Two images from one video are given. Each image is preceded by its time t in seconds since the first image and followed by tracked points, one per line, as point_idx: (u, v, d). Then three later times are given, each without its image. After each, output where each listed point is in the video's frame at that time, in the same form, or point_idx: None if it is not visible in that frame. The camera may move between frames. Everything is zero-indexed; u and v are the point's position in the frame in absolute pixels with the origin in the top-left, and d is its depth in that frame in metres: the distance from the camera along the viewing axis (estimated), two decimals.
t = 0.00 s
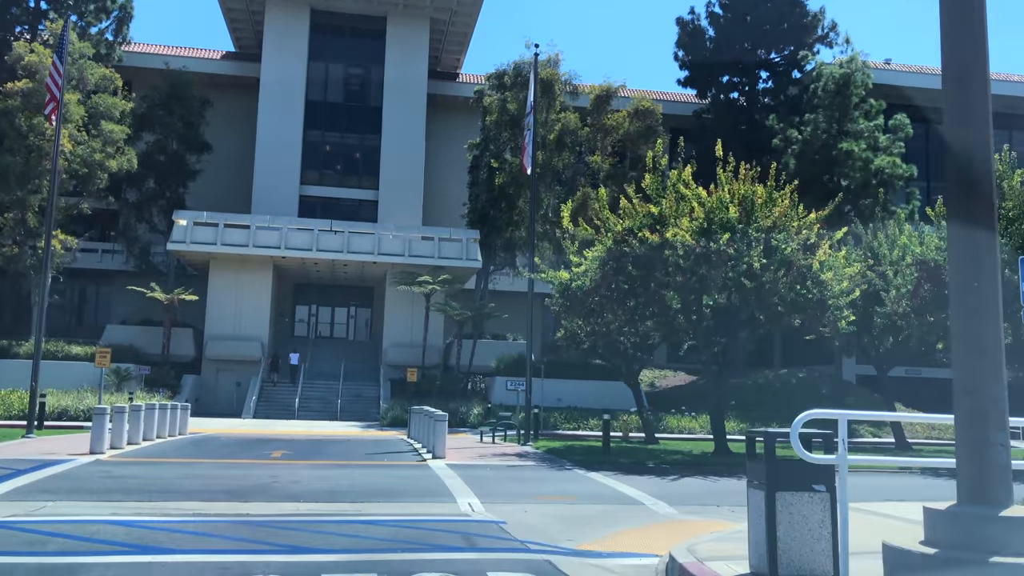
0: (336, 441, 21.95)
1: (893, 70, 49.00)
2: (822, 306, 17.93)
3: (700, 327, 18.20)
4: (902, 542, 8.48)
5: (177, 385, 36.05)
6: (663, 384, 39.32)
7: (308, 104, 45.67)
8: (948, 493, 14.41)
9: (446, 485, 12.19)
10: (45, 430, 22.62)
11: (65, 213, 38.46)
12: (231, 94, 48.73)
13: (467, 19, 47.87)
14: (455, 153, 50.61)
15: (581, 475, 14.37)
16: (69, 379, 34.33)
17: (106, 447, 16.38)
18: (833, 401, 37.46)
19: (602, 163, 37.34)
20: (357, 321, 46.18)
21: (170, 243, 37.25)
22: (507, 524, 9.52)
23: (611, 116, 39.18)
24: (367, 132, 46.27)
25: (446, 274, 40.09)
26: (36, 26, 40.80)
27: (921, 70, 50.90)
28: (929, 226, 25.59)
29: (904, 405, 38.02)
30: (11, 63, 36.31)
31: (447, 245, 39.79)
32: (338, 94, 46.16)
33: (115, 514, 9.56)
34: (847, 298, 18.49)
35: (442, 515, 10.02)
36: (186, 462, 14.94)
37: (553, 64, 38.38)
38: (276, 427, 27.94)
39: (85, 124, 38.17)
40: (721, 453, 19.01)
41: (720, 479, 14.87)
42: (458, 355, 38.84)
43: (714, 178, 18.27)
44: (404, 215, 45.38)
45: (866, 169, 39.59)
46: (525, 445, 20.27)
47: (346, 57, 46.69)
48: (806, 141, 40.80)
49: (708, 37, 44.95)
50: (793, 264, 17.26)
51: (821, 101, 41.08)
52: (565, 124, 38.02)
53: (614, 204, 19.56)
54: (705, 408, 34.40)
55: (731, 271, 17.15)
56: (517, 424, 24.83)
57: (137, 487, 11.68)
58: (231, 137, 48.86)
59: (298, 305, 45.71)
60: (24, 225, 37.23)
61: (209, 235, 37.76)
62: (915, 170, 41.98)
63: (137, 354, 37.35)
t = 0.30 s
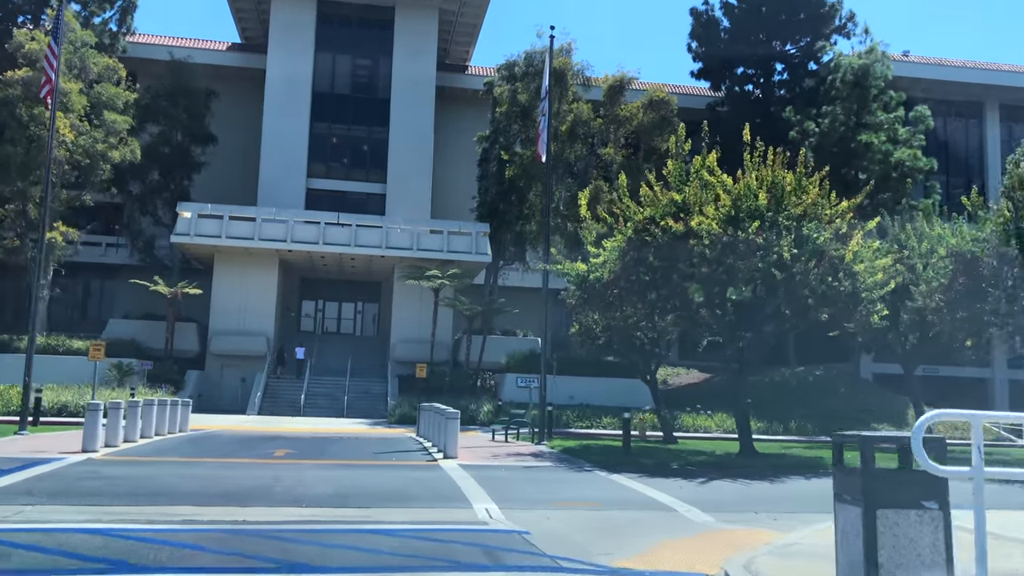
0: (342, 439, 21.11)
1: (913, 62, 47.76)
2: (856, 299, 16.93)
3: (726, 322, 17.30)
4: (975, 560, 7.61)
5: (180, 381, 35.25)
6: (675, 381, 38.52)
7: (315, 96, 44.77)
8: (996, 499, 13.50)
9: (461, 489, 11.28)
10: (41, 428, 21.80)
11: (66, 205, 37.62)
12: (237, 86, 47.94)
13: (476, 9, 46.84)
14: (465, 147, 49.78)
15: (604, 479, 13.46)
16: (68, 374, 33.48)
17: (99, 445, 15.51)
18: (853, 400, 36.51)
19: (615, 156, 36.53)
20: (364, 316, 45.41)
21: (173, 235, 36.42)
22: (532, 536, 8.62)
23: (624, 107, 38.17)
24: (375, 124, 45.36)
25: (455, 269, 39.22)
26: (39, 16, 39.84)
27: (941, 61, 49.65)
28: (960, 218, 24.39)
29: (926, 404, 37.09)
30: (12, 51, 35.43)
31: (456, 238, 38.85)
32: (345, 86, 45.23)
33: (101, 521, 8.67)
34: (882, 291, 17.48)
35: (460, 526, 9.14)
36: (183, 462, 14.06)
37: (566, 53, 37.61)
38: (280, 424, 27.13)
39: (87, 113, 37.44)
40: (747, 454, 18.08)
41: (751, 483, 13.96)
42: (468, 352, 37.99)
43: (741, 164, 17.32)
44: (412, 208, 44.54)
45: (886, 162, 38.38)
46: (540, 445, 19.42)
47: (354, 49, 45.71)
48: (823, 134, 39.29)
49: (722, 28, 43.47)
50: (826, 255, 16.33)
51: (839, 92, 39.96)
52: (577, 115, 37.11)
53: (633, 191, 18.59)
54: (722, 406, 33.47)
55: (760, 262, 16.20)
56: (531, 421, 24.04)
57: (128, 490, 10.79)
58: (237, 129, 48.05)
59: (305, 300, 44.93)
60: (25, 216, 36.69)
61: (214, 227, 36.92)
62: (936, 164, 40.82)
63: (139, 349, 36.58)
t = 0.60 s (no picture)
0: (349, 438, 20.31)
1: (931, 53, 46.60)
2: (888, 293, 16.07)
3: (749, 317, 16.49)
4: None
5: (183, 378, 34.54)
6: (688, 379, 37.69)
7: (322, 88, 43.90)
8: None
9: (475, 494, 10.42)
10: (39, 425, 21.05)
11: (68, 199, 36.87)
12: (243, 79, 47.18)
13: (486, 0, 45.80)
14: (474, 141, 49.00)
15: (627, 483, 12.61)
16: (69, 371, 32.80)
17: (93, 445, 14.69)
18: (871, 399, 35.73)
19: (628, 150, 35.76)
20: (371, 313, 44.60)
21: (177, 229, 35.70)
22: (556, 549, 7.78)
23: (637, 98, 37.24)
24: (382, 118, 44.47)
25: (464, 264, 38.38)
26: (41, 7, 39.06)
27: (960, 53, 48.46)
28: (992, 211, 23.30)
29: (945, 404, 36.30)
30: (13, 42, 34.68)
31: (464, 233, 38.06)
32: (353, 79, 44.33)
33: (83, 532, 7.85)
34: (915, 285, 16.60)
35: (476, 538, 8.29)
36: (180, 462, 13.25)
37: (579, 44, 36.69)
38: (286, 423, 26.34)
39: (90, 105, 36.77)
40: (771, 456, 17.28)
41: (783, 487, 13.11)
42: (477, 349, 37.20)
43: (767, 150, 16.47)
44: (420, 203, 43.71)
45: (903, 156, 36.75)
46: (554, 445, 18.59)
47: (361, 41, 44.70)
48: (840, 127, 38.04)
49: (736, 19, 41.58)
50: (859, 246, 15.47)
51: (856, 84, 38.90)
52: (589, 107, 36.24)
53: (652, 179, 17.72)
54: (738, 405, 32.70)
55: (788, 253, 15.37)
56: (544, 420, 23.22)
57: (115, 494, 9.97)
58: (242, 122, 47.28)
59: (311, 296, 44.15)
60: (26, 209, 35.74)
61: (218, 221, 36.18)
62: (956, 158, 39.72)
63: (143, 345, 35.87)
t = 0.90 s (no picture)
0: (353, 438, 19.63)
1: (947, 47, 45.67)
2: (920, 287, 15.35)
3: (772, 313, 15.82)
4: None
5: (186, 376, 33.93)
6: (700, 378, 37.03)
7: (326, 83, 43.20)
8: None
9: (488, 500, 9.74)
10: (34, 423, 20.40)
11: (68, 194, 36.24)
12: (247, 73, 46.57)
13: None
14: (482, 135, 48.33)
15: (648, 486, 11.90)
16: (68, 368, 32.18)
17: (86, 445, 14.01)
18: (886, 398, 34.97)
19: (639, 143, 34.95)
20: (376, 310, 43.94)
21: (180, 224, 35.05)
22: (583, 565, 7.08)
23: (648, 91, 36.49)
24: (388, 112, 43.73)
25: (471, 261, 37.69)
26: None
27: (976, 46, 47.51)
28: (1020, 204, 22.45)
29: (962, 403, 35.52)
30: (13, 33, 33.99)
31: (471, 229, 37.32)
32: (358, 74, 43.58)
33: (64, 543, 7.16)
34: (946, 279, 15.88)
35: (494, 551, 7.57)
36: (177, 464, 12.58)
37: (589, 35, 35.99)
38: (290, 422, 25.66)
39: (91, 99, 36.14)
40: (794, 457, 16.59)
41: (814, 491, 12.42)
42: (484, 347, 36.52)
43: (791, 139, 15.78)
44: (427, 199, 43.05)
45: (921, 151, 36.02)
46: (567, 445, 17.91)
47: (366, 34, 43.89)
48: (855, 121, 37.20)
49: (747, 12, 40.21)
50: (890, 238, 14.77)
51: (871, 78, 37.85)
52: (599, 100, 35.49)
53: (670, 169, 17.02)
54: (752, 404, 32.00)
55: (815, 245, 14.68)
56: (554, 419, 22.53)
57: (104, 500, 9.28)
58: (246, 117, 46.65)
59: (315, 293, 43.52)
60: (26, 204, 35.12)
61: (221, 217, 35.57)
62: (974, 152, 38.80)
63: (145, 342, 35.26)
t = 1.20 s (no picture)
0: (357, 439, 19.06)
1: (960, 42, 44.90)
2: (947, 282, 14.76)
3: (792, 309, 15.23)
4: None
5: (186, 375, 33.41)
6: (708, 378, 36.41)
7: (330, 79, 42.61)
8: None
9: (500, 507, 9.14)
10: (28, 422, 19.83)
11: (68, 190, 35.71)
12: (250, 69, 46.03)
13: None
14: (487, 132, 47.76)
15: (667, 492, 11.30)
16: (67, 366, 31.63)
17: (77, 445, 13.43)
18: (898, 399, 34.34)
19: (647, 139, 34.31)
20: (380, 309, 43.37)
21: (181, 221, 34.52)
22: None
23: (657, 87, 35.88)
24: (393, 108, 43.14)
25: (476, 258, 37.11)
26: None
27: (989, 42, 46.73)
28: None
29: (976, 404, 34.91)
30: (11, 26, 33.40)
31: (477, 226, 36.69)
32: (362, 69, 43.00)
33: (43, 557, 6.56)
34: (973, 273, 15.29)
35: (508, 564, 6.97)
36: (170, 466, 11.98)
37: (596, 29, 35.37)
38: (291, 422, 25.07)
39: (91, 93, 35.59)
40: (814, 461, 15.98)
41: (841, 497, 11.80)
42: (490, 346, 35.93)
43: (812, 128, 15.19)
44: (432, 196, 42.48)
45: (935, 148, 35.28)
46: (577, 447, 17.31)
47: (371, 30, 43.28)
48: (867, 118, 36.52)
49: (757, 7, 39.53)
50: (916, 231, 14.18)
51: (883, 74, 36.91)
52: (606, 95, 34.91)
53: (684, 162, 16.37)
54: (762, 405, 31.38)
55: (838, 239, 14.10)
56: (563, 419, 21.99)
57: (88, 506, 8.67)
58: (248, 113, 46.06)
59: (318, 292, 42.98)
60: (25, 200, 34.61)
61: (222, 213, 35.00)
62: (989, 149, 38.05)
63: (145, 340, 34.73)
